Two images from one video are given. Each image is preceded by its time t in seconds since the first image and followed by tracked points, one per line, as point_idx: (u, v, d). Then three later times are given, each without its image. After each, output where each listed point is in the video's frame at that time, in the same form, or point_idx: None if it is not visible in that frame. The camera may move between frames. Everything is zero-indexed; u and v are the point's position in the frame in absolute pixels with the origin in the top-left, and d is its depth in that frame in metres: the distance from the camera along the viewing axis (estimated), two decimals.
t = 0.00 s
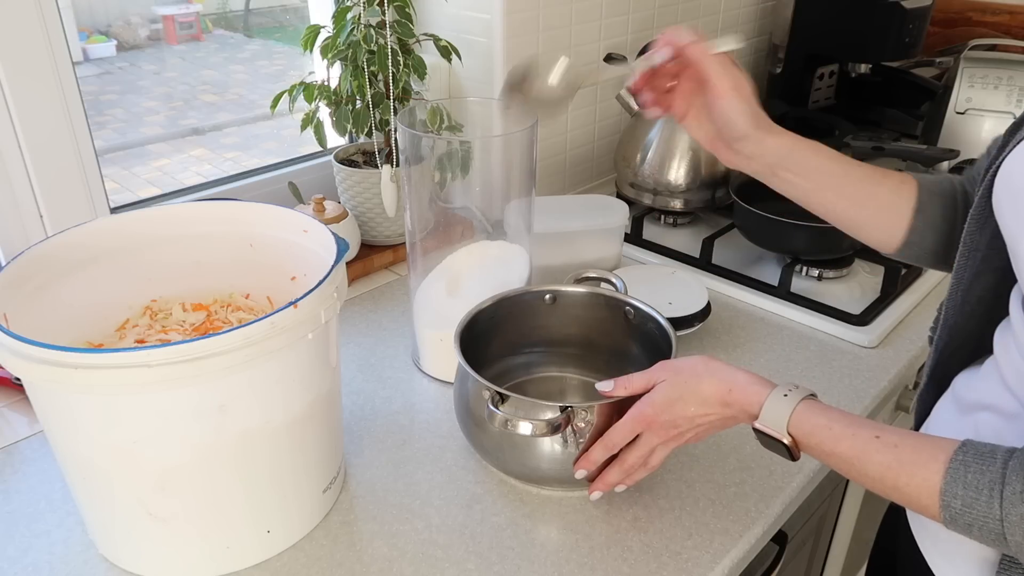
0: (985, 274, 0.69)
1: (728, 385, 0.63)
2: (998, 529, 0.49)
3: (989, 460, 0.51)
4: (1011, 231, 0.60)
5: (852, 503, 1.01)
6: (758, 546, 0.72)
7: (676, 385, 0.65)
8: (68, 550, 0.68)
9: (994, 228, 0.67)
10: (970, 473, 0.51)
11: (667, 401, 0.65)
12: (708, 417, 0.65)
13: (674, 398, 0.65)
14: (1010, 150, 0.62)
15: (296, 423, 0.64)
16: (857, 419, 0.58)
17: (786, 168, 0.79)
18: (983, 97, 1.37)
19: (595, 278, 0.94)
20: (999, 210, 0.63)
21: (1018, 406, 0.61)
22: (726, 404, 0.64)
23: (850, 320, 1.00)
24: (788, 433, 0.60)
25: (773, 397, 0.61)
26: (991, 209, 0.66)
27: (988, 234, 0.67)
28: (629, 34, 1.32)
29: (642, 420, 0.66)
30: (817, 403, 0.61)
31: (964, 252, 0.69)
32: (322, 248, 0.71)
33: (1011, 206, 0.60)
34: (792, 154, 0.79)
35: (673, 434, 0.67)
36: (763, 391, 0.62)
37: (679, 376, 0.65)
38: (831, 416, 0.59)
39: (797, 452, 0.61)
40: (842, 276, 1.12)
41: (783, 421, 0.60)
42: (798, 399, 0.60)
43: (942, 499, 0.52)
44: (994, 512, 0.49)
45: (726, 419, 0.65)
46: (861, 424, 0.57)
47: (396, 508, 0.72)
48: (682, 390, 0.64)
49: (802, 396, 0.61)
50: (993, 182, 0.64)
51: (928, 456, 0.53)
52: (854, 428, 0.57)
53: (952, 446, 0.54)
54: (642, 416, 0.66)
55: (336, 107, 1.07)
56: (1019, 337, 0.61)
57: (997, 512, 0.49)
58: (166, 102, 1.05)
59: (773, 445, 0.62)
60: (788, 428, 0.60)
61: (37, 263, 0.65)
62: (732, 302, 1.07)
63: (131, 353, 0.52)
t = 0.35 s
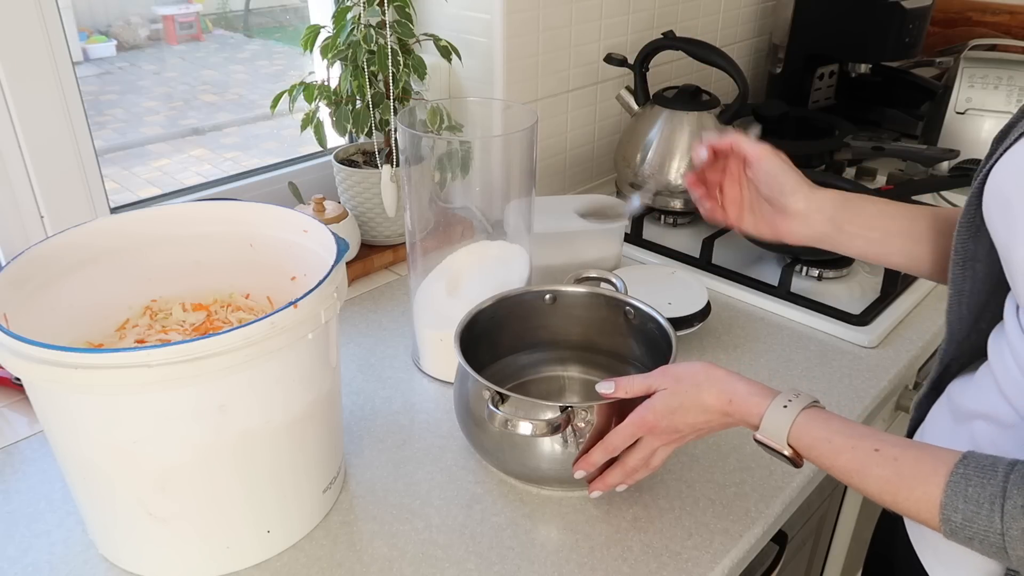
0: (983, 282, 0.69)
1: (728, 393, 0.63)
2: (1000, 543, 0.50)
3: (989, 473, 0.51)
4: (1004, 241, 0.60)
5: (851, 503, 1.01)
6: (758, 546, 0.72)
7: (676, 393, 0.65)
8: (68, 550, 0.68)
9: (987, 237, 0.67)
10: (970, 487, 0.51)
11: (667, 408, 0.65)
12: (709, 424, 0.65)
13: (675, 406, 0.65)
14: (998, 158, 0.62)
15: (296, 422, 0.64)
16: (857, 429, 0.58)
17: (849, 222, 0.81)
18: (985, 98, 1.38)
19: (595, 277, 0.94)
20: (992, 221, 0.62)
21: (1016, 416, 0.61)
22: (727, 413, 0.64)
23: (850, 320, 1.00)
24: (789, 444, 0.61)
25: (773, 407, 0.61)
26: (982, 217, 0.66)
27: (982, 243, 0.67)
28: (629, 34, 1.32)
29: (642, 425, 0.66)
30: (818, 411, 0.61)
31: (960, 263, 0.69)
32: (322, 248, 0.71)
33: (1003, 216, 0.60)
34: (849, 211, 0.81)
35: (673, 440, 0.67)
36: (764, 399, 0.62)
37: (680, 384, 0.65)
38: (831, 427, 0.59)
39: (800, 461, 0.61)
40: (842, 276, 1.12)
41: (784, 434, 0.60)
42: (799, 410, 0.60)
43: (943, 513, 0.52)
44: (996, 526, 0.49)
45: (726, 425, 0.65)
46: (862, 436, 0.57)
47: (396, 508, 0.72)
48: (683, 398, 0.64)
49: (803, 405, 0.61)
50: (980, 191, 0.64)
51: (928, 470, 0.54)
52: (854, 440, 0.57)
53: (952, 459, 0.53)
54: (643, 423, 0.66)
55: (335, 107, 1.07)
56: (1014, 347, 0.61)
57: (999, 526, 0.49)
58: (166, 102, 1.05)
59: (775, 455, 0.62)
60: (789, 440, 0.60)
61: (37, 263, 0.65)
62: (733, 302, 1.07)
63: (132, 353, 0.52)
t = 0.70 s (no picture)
0: (984, 283, 0.69)
1: (730, 395, 0.63)
2: (998, 544, 0.50)
3: (988, 474, 0.51)
4: (1000, 240, 0.60)
5: (851, 503, 1.01)
6: (758, 546, 0.72)
7: (678, 394, 0.65)
8: (68, 550, 0.68)
9: (987, 237, 0.67)
10: (969, 488, 0.51)
11: (668, 410, 0.65)
12: (710, 426, 0.65)
13: (676, 407, 0.64)
14: (998, 157, 0.62)
15: (296, 422, 0.64)
16: (858, 431, 0.58)
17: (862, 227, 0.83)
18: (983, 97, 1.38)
19: (595, 277, 0.94)
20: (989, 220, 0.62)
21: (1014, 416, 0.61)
22: (728, 415, 0.63)
23: (850, 320, 1.00)
24: (789, 445, 0.61)
25: (774, 409, 0.61)
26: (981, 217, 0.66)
27: (982, 242, 0.67)
28: (629, 34, 1.32)
29: (643, 425, 0.66)
30: (819, 413, 0.61)
31: (960, 262, 0.69)
32: (322, 249, 0.71)
33: (1001, 215, 0.60)
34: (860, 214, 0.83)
35: (674, 440, 0.67)
36: (765, 400, 0.62)
37: (683, 385, 0.65)
38: (832, 428, 0.59)
39: (800, 463, 0.61)
40: (842, 276, 1.12)
41: (785, 434, 0.60)
42: (800, 411, 0.60)
43: (942, 514, 0.52)
44: (993, 527, 0.49)
45: (727, 426, 0.65)
46: (863, 438, 0.57)
47: (396, 508, 0.72)
48: (685, 399, 0.64)
49: (804, 407, 0.61)
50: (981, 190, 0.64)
51: (928, 471, 0.53)
52: (854, 441, 0.57)
53: (952, 460, 0.53)
54: (643, 423, 0.66)
55: (336, 107, 1.07)
56: (1014, 347, 0.61)
57: (996, 528, 0.49)
58: (166, 102, 1.05)
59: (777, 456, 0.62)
60: (790, 441, 0.60)
61: (36, 263, 0.65)
62: (733, 302, 1.07)
63: (132, 352, 0.52)
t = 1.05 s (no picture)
0: (985, 284, 0.69)
1: (737, 400, 0.63)
2: (1010, 546, 0.50)
3: (998, 476, 0.51)
4: (1006, 243, 0.60)
5: (851, 504, 1.01)
6: (758, 546, 0.72)
7: (686, 399, 0.64)
8: (68, 550, 0.68)
9: (987, 237, 0.67)
10: (979, 490, 0.51)
11: (676, 416, 0.65)
12: (716, 432, 0.65)
13: (684, 413, 0.64)
14: (1001, 159, 0.62)
15: (296, 422, 0.64)
16: (866, 436, 0.58)
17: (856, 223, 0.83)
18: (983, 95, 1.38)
19: (595, 277, 0.94)
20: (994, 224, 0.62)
21: (1018, 419, 0.61)
22: (735, 422, 0.63)
23: (850, 320, 1.00)
24: (796, 450, 0.60)
25: (782, 415, 0.61)
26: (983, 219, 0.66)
27: (982, 244, 0.67)
28: (629, 34, 1.32)
29: (649, 430, 0.66)
30: (827, 418, 0.61)
31: (960, 263, 0.69)
32: (323, 249, 0.71)
33: (1005, 219, 0.60)
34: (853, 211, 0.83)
35: (680, 446, 0.67)
36: (773, 407, 0.62)
37: (690, 391, 0.65)
38: (839, 433, 0.59)
39: (807, 468, 0.61)
40: (842, 276, 1.12)
41: (791, 438, 0.60)
42: (807, 417, 0.60)
43: (952, 517, 0.52)
44: (1005, 530, 0.49)
45: (733, 433, 0.65)
46: (869, 441, 0.57)
47: (396, 508, 0.72)
48: (693, 406, 0.64)
49: (811, 412, 0.61)
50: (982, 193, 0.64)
51: (936, 474, 0.54)
52: (863, 445, 0.57)
53: (960, 463, 0.54)
54: (650, 428, 0.66)
55: (336, 107, 1.07)
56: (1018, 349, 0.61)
57: (1008, 530, 0.49)
58: (166, 102, 1.05)
59: (781, 461, 0.62)
60: (796, 445, 0.60)
61: (36, 263, 0.65)
62: (733, 302, 1.07)
63: (131, 352, 0.52)
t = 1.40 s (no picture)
0: (991, 284, 0.68)
1: (754, 375, 0.60)
2: (1012, 543, 0.49)
3: (1011, 474, 0.50)
4: (1012, 245, 0.60)
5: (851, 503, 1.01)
6: (758, 546, 0.72)
7: (703, 370, 0.61)
8: (68, 551, 0.68)
9: (993, 238, 0.67)
10: (989, 484, 0.50)
11: (692, 385, 0.61)
12: (726, 412, 0.60)
13: (705, 374, 0.61)
14: (1005, 161, 0.62)
15: (296, 422, 0.64)
16: (876, 425, 0.57)
17: (862, 213, 0.81)
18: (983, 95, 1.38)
19: (594, 278, 0.94)
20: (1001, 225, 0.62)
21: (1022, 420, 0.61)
22: (749, 397, 0.60)
23: (850, 320, 1.00)
24: (808, 427, 0.58)
25: (798, 390, 0.58)
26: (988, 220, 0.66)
27: (988, 244, 0.67)
28: (629, 34, 1.32)
29: (664, 392, 0.62)
30: (836, 403, 0.59)
31: (967, 264, 0.69)
32: (323, 249, 0.71)
33: (1012, 220, 0.60)
34: (860, 201, 0.82)
35: (681, 418, 0.61)
36: (789, 386, 0.59)
37: (710, 357, 0.62)
38: (854, 418, 0.58)
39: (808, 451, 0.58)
40: (842, 276, 1.12)
41: (805, 412, 0.58)
42: (822, 397, 0.58)
43: (960, 509, 0.51)
44: (1012, 526, 0.49)
45: (734, 414, 0.60)
46: (885, 429, 0.56)
47: (396, 508, 0.72)
48: (711, 376, 0.61)
49: (824, 395, 0.59)
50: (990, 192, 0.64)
51: (949, 463, 0.53)
52: (875, 433, 0.56)
53: (972, 455, 0.53)
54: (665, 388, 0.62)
55: (336, 107, 1.07)
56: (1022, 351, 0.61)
57: (1016, 527, 0.49)
58: (166, 102, 1.05)
59: (780, 439, 0.59)
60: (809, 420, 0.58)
61: (36, 263, 0.65)
62: (732, 302, 1.07)
63: (132, 353, 0.52)
